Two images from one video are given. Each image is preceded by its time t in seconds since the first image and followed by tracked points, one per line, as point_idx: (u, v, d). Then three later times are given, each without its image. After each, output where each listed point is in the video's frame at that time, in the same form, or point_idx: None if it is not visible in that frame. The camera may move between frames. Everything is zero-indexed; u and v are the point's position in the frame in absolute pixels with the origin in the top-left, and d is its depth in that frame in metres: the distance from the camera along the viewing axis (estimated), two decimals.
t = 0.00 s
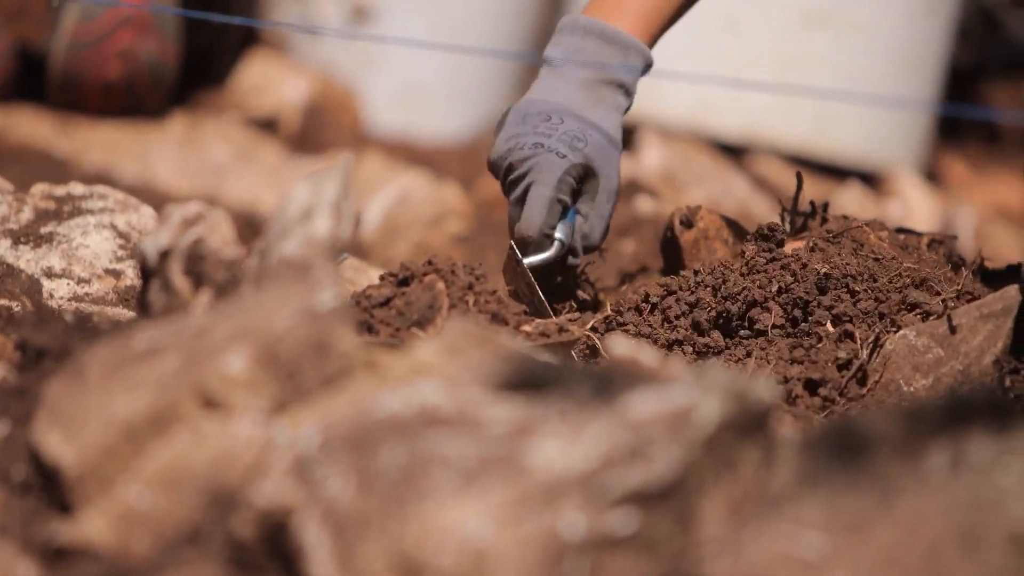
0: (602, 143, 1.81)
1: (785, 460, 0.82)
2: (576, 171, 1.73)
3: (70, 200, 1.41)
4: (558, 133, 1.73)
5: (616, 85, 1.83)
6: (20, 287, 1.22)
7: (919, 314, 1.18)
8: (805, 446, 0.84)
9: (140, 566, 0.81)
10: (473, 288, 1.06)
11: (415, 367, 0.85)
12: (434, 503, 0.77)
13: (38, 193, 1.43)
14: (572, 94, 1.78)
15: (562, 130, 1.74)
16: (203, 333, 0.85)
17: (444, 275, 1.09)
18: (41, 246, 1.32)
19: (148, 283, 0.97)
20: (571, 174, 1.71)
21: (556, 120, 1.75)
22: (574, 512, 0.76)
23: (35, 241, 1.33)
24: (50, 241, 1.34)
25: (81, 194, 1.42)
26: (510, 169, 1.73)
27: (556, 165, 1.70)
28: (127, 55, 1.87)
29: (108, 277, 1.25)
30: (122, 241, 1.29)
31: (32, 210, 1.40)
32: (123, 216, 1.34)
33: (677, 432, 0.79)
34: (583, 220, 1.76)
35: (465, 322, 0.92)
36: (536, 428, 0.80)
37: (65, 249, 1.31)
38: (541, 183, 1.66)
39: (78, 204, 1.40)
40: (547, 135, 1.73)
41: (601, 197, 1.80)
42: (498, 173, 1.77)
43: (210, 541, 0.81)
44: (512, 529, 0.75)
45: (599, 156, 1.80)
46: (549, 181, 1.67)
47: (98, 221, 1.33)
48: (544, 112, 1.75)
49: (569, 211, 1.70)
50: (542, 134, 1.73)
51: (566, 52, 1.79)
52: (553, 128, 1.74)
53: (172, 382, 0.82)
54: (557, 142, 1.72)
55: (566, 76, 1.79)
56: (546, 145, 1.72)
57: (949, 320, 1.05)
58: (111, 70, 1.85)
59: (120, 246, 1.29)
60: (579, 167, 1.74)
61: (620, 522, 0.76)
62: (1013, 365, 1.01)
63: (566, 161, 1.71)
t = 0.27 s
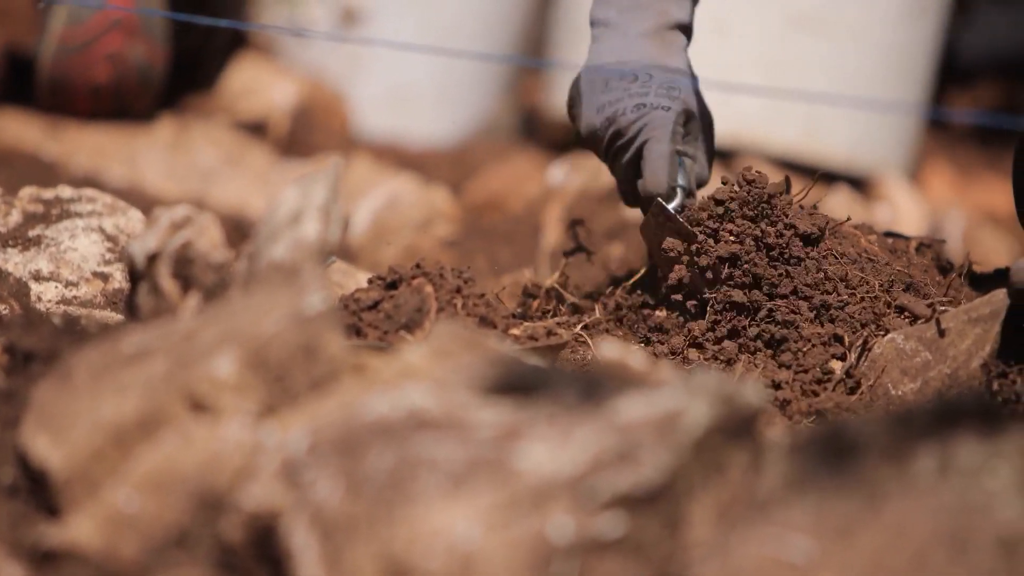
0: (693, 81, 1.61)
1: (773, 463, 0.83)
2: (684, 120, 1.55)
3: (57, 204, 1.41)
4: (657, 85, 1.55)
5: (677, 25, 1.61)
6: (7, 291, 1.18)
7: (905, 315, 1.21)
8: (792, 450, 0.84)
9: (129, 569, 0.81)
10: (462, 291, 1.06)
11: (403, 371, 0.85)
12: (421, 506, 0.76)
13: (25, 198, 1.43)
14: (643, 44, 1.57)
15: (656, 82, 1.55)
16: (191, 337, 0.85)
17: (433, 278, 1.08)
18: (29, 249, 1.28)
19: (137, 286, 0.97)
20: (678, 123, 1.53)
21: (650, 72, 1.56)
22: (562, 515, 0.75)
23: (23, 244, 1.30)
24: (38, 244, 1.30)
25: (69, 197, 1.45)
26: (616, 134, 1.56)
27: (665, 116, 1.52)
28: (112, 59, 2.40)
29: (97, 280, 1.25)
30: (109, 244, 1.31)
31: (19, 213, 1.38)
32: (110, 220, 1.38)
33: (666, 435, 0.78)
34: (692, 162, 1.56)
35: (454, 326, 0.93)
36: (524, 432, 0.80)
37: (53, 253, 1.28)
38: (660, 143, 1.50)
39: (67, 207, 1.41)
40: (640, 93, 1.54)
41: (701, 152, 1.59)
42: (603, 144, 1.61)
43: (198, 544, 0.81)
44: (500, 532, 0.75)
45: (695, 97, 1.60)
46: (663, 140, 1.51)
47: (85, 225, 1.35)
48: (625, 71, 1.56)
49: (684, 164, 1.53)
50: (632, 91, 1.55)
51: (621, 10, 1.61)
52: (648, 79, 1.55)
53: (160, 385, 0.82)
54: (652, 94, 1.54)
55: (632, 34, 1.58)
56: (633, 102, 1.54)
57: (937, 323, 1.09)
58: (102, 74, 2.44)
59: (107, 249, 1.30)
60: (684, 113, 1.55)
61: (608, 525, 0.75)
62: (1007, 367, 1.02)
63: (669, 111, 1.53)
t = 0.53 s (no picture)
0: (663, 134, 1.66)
1: (760, 467, 0.83)
2: (641, 171, 1.60)
3: (44, 207, 1.41)
4: (620, 137, 1.65)
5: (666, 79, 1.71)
6: None
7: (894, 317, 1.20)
8: (780, 455, 0.84)
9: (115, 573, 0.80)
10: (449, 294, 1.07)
11: (391, 374, 0.85)
12: (409, 509, 0.76)
13: (12, 200, 1.43)
14: (626, 96, 1.70)
15: (618, 142, 1.64)
16: (179, 339, 0.85)
17: (420, 282, 1.08)
18: (16, 252, 1.28)
19: (125, 290, 0.97)
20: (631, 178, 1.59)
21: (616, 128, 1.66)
22: (550, 518, 0.75)
23: (10, 247, 1.29)
24: (26, 248, 1.30)
25: (57, 201, 1.44)
26: (579, 184, 1.67)
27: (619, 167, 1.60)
28: (100, 61, 2.63)
29: (84, 284, 1.24)
30: (98, 248, 1.32)
31: (7, 216, 1.37)
32: (98, 224, 1.38)
33: (653, 438, 0.78)
34: (659, 216, 1.60)
35: (441, 329, 0.93)
36: (512, 436, 0.80)
37: (41, 256, 1.27)
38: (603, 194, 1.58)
39: (55, 211, 1.40)
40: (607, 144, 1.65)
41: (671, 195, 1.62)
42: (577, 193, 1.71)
43: (185, 548, 0.81)
44: (487, 537, 0.74)
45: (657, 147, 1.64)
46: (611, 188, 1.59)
47: (72, 229, 1.34)
48: (599, 124, 1.69)
49: (640, 209, 1.57)
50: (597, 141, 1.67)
51: (615, 63, 1.73)
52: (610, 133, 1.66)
53: (147, 389, 0.82)
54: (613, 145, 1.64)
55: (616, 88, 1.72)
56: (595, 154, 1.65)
57: (925, 326, 1.11)
58: (89, 75, 2.64)
59: (95, 252, 1.30)
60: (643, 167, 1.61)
61: (596, 528, 0.75)
62: (993, 371, 1.05)
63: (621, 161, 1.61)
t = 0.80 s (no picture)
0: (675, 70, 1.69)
1: (747, 471, 0.83)
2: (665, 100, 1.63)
3: (31, 210, 1.41)
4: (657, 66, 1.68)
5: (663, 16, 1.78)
6: None
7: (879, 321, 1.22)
8: (768, 459, 0.84)
9: None
10: (436, 298, 1.07)
11: (378, 378, 0.85)
12: (397, 513, 0.76)
13: None
14: (652, 21, 1.74)
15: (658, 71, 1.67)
16: (166, 343, 0.86)
17: (408, 286, 1.09)
18: (3, 255, 1.26)
19: (112, 294, 0.97)
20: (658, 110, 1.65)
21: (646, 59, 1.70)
22: (537, 523, 0.75)
23: None
24: (12, 251, 1.28)
25: (44, 204, 1.45)
26: (622, 110, 1.70)
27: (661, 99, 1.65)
28: (87, 63, 2.70)
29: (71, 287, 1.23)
30: (85, 251, 1.30)
31: None
32: (85, 226, 1.38)
33: (640, 443, 0.78)
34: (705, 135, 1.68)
35: (428, 332, 0.93)
36: (499, 440, 0.80)
37: (28, 260, 1.25)
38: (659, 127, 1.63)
39: (42, 213, 1.40)
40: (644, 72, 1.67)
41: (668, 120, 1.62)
42: (613, 124, 1.74)
43: (171, 552, 0.80)
44: (473, 540, 0.75)
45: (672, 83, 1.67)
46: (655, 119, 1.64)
47: (59, 232, 1.34)
48: (636, 51, 1.70)
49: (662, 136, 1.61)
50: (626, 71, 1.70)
51: None
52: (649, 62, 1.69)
53: (134, 392, 0.82)
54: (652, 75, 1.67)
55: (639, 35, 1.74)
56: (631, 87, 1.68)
57: (912, 331, 1.12)
58: (76, 78, 2.70)
59: (82, 255, 1.29)
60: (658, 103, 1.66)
61: (582, 532, 0.74)
62: (981, 374, 1.05)
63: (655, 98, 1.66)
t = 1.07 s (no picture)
0: (565, 167, 1.93)
1: (738, 474, 0.83)
2: (534, 198, 1.89)
3: (22, 213, 1.40)
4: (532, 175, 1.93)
5: (576, 119, 1.97)
6: None
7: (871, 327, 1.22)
8: (759, 462, 0.84)
9: None
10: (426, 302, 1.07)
11: (369, 381, 0.85)
12: (386, 516, 0.76)
13: None
14: (536, 135, 1.97)
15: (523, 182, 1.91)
16: (158, 346, 0.86)
17: (399, 289, 1.09)
18: None
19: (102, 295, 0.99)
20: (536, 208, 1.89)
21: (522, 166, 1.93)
22: (528, 525, 0.75)
23: None
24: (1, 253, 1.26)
25: (35, 206, 1.44)
26: (481, 210, 1.97)
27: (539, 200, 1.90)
28: (77, 67, 2.68)
29: (62, 289, 1.21)
30: (76, 253, 1.26)
31: None
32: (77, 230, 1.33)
33: (632, 447, 0.79)
34: (551, 242, 1.88)
35: (420, 335, 0.93)
36: (489, 443, 0.80)
37: (18, 262, 1.25)
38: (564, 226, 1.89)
39: (32, 216, 1.39)
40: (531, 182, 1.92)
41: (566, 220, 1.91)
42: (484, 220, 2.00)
43: (162, 554, 0.80)
44: (465, 542, 0.74)
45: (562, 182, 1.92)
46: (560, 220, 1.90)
47: (50, 234, 1.31)
48: (510, 156, 1.97)
49: (533, 233, 1.88)
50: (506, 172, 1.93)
51: (539, 104, 2.02)
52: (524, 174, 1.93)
53: (126, 394, 0.83)
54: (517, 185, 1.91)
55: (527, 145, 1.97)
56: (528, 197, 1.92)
57: (902, 335, 1.12)
58: (66, 81, 2.67)
59: (73, 258, 1.25)
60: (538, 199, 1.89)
61: (574, 534, 0.75)
62: (972, 378, 1.06)
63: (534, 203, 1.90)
